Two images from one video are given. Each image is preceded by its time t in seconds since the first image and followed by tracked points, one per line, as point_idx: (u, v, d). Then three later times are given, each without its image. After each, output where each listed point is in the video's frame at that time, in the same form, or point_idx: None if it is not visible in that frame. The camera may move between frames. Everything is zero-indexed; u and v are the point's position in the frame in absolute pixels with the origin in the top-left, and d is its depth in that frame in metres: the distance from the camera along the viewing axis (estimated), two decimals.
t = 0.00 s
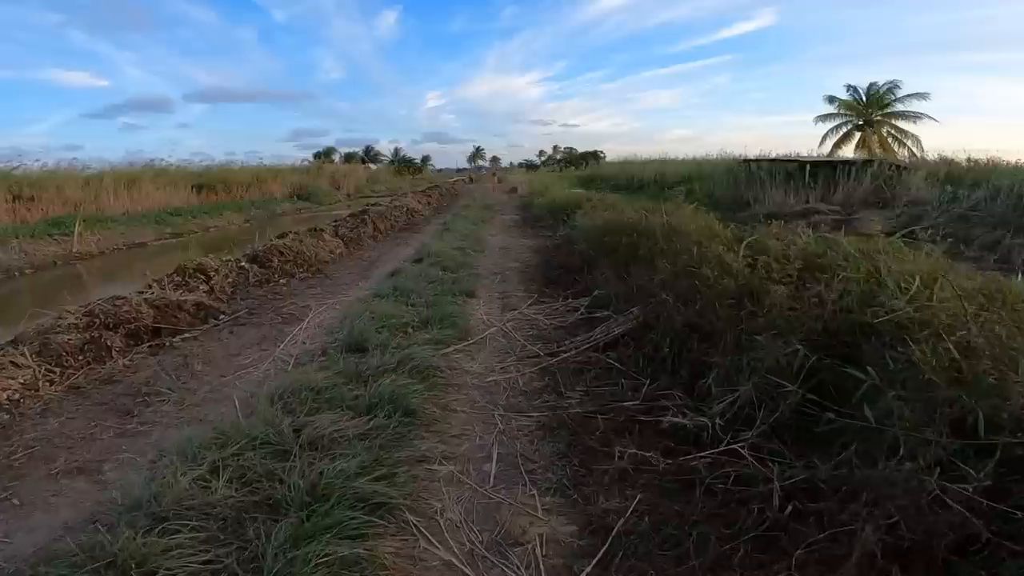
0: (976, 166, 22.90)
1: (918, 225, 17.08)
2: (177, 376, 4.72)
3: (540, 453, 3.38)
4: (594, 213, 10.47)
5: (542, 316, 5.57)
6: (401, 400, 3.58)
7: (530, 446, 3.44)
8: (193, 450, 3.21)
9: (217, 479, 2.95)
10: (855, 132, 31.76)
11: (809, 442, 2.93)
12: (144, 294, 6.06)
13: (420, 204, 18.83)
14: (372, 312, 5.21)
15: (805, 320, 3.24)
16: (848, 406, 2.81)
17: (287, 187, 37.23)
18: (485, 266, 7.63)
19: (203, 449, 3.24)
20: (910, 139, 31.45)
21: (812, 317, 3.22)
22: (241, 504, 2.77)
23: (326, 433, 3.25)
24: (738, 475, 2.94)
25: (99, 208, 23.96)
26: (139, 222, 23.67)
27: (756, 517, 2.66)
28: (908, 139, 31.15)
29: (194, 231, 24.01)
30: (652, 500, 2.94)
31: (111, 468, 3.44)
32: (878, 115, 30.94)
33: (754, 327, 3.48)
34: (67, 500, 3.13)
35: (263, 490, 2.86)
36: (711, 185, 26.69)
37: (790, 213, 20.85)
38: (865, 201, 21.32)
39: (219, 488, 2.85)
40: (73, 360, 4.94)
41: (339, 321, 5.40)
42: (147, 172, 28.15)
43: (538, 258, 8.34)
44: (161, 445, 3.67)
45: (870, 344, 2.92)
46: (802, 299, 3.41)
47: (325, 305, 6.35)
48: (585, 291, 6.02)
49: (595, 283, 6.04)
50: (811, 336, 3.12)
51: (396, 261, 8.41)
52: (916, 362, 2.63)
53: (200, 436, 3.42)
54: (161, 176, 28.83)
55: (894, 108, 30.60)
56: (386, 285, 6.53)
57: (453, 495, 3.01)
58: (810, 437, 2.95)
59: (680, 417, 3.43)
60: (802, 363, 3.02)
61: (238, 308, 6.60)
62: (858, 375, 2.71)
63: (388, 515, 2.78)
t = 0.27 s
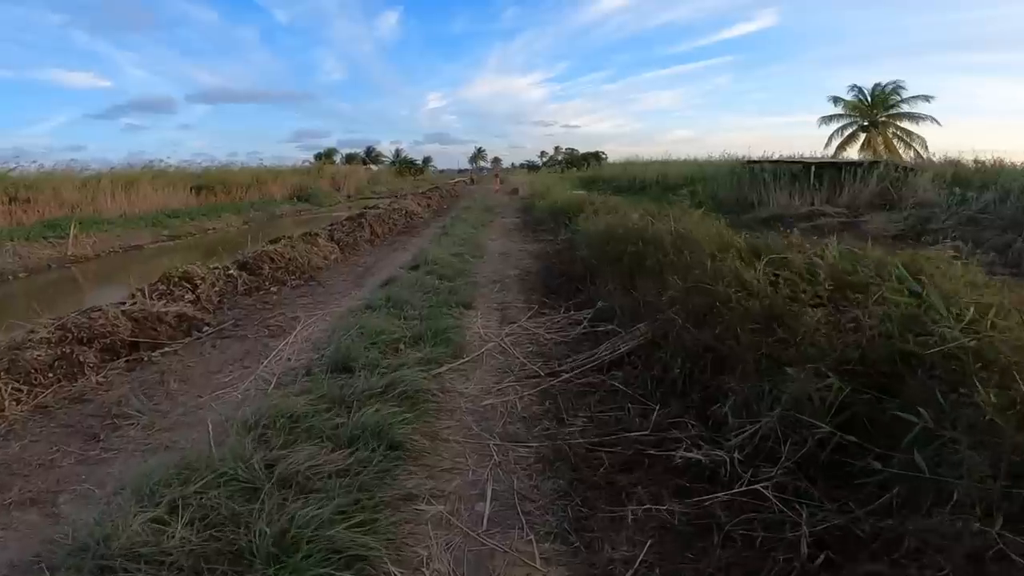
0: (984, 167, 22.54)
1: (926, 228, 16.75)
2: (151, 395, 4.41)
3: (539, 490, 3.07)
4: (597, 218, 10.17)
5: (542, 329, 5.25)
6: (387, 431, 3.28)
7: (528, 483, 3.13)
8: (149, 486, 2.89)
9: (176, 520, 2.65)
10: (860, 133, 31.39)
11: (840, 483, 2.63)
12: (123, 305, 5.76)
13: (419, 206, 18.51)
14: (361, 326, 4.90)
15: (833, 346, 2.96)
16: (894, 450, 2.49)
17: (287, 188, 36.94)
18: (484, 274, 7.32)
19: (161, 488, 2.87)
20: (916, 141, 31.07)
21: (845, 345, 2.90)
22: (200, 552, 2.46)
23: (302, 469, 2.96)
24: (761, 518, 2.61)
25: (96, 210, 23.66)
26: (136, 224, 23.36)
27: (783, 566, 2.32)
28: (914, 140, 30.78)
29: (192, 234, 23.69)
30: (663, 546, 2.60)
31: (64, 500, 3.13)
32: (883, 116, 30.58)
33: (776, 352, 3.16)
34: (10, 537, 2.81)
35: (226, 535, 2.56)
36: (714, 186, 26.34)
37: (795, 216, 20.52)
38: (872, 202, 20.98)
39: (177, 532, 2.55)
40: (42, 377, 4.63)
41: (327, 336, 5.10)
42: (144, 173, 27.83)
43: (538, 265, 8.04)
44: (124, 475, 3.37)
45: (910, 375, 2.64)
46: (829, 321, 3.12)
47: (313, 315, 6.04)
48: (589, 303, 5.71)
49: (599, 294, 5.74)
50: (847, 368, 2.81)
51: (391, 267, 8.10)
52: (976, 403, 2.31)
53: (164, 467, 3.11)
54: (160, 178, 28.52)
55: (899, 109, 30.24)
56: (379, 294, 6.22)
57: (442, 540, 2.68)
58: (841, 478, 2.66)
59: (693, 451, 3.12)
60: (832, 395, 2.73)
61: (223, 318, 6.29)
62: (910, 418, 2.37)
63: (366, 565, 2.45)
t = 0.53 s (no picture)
0: (992, 168, 22.21)
1: (934, 230, 16.43)
2: (127, 409, 4.13)
3: (544, 519, 2.78)
4: (600, 220, 9.87)
5: (545, 337, 4.96)
6: (375, 454, 3.00)
7: (532, 511, 2.84)
8: (103, 515, 2.66)
9: (130, 555, 2.40)
10: (864, 134, 31.08)
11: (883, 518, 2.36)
12: (103, 313, 5.48)
13: (419, 208, 18.21)
14: (353, 334, 4.62)
15: (872, 363, 2.68)
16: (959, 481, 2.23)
17: (287, 190, 36.70)
18: (483, 278, 7.04)
19: (116, 515, 2.65)
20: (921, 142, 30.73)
21: (892, 365, 2.64)
22: None
23: (276, 497, 2.72)
24: (796, 555, 2.31)
25: (94, 213, 23.42)
26: (134, 227, 23.11)
27: None
28: (919, 141, 30.45)
29: (190, 236, 23.43)
30: None
31: (17, 527, 2.86)
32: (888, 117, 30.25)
33: (808, 368, 2.87)
34: None
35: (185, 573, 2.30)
36: (718, 188, 26.03)
37: (801, 217, 20.21)
38: (878, 204, 20.67)
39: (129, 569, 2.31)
40: (12, 388, 4.34)
41: (317, 344, 4.81)
42: (144, 176, 27.60)
43: (540, 268, 7.75)
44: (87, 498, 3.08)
45: (967, 399, 2.36)
46: (864, 334, 2.84)
47: (304, 322, 5.76)
48: (594, 310, 5.43)
49: (605, 301, 5.45)
50: (896, 389, 2.55)
51: (388, 271, 7.82)
52: None
53: (126, 495, 2.84)
54: (159, 180, 28.27)
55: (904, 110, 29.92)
56: (373, 300, 5.94)
57: None
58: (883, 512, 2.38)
59: (715, 477, 2.83)
60: (877, 417, 2.45)
61: (211, 324, 6.00)
62: (983, 447, 2.07)
63: None
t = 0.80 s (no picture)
0: (1001, 172, 21.92)
1: (943, 235, 16.16)
2: (106, 429, 3.89)
3: (554, 559, 2.53)
4: (605, 225, 9.63)
5: (551, 352, 4.71)
6: (368, 489, 2.75)
7: (541, 549, 2.59)
8: (67, 553, 2.47)
9: None
10: (870, 137, 30.77)
11: (937, 565, 2.10)
12: (88, 325, 5.25)
13: (420, 212, 17.97)
14: (348, 349, 4.38)
15: (916, 388, 2.43)
16: None
17: (288, 193, 36.49)
18: (485, 286, 6.79)
19: (80, 555, 2.44)
20: (928, 145, 30.41)
21: (939, 388, 2.38)
22: None
23: (256, 537, 2.47)
24: None
25: (94, 216, 23.23)
26: (133, 230, 22.89)
27: None
28: (926, 144, 30.13)
29: (190, 240, 23.21)
30: None
31: None
32: (894, 120, 29.94)
33: (844, 392, 2.61)
34: None
35: None
36: (723, 191, 25.77)
37: (806, 221, 19.95)
38: (885, 207, 20.40)
39: None
40: None
41: (310, 359, 4.57)
42: (144, 179, 27.40)
43: (543, 276, 7.50)
44: (53, 531, 2.84)
45: None
46: (905, 356, 2.59)
47: (298, 333, 5.52)
48: (602, 322, 5.18)
49: (613, 312, 5.21)
50: (948, 420, 2.28)
51: (387, 279, 7.59)
52: None
53: (95, 531, 2.61)
54: (159, 183, 28.06)
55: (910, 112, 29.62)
56: (371, 310, 5.70)
57: None
58: (935, 557, 2.14)
59: (741, 513, 2.59)
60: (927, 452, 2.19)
61: (202, 335, 5.77)
62: None
63: None
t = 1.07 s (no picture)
0: (1008, 172, 21.65)
1: (951, 236, 15.91)
2: (86, 445, 3.68)
3: None
4: (610, 228, 9.39)
5: (557, 363, 4.49)
6: (361, 520, 2.53)
7: None
8: None
9: None
10: (875, 138, 30.50)
11: None
12: (74, 334, 5.05)
13: (421, 213, 17.73)
14: (343, 361, 4.16)
15: (970, 416, 2.16)
16: None
17: (289, 194, 36.30)
18: (487, 291, 6.57)
19: None
20: (933, 145, 30.12)
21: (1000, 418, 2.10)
22: None
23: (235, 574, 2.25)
24: None
25: (93, 217, 23.04)
26: (132, 231, 22.70)
27: None
28: (931, 144, 29.85)
29: (190, 241, 23.01)
30: None
31: None
32: (899, 120, 29.65)
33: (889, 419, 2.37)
34: None
35: None
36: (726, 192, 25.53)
37: (812, 222, 19.70)
38: (891, 208, 20.14)
39: None
40: None
41: (304, 371, 4.35)
42: (144, 180, 27.20)
43: (547, 280, 7.27)
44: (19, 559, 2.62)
45: None
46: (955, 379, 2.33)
47: (292, 342, 5.30)
48: (609, 331, 4.97)
49: (621, 321, 5.00)
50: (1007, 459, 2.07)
51: (386, 283, 7.37)
52: None
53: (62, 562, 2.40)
54: (159, 184, 27.87)
55: (916, 112, 29.34)
56: (368, 318, 5.48)
57: None
58: None
59: (770, 545, 2.37)
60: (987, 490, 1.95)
61: (193, 343, 5.56)
62: None
63: None
